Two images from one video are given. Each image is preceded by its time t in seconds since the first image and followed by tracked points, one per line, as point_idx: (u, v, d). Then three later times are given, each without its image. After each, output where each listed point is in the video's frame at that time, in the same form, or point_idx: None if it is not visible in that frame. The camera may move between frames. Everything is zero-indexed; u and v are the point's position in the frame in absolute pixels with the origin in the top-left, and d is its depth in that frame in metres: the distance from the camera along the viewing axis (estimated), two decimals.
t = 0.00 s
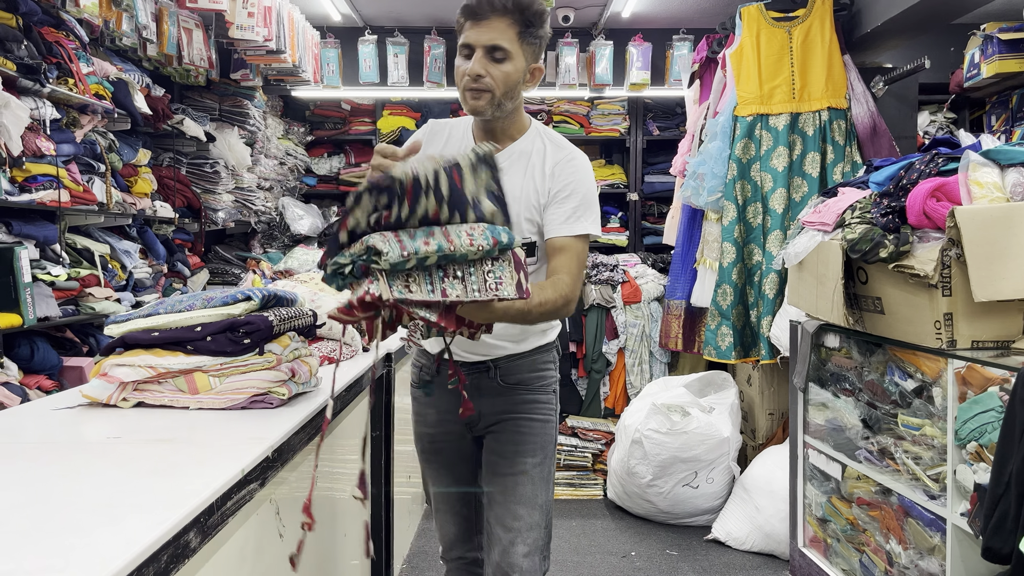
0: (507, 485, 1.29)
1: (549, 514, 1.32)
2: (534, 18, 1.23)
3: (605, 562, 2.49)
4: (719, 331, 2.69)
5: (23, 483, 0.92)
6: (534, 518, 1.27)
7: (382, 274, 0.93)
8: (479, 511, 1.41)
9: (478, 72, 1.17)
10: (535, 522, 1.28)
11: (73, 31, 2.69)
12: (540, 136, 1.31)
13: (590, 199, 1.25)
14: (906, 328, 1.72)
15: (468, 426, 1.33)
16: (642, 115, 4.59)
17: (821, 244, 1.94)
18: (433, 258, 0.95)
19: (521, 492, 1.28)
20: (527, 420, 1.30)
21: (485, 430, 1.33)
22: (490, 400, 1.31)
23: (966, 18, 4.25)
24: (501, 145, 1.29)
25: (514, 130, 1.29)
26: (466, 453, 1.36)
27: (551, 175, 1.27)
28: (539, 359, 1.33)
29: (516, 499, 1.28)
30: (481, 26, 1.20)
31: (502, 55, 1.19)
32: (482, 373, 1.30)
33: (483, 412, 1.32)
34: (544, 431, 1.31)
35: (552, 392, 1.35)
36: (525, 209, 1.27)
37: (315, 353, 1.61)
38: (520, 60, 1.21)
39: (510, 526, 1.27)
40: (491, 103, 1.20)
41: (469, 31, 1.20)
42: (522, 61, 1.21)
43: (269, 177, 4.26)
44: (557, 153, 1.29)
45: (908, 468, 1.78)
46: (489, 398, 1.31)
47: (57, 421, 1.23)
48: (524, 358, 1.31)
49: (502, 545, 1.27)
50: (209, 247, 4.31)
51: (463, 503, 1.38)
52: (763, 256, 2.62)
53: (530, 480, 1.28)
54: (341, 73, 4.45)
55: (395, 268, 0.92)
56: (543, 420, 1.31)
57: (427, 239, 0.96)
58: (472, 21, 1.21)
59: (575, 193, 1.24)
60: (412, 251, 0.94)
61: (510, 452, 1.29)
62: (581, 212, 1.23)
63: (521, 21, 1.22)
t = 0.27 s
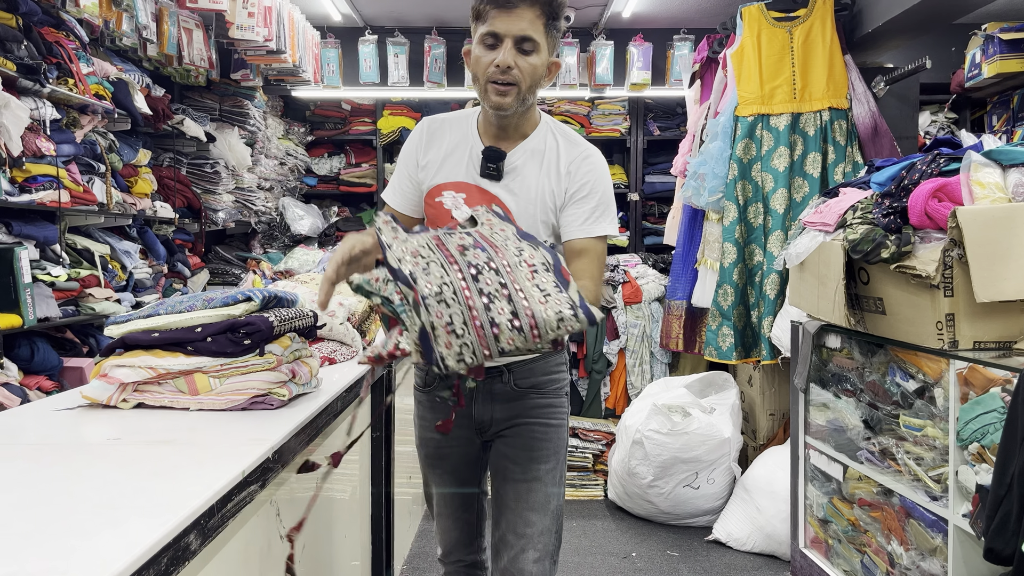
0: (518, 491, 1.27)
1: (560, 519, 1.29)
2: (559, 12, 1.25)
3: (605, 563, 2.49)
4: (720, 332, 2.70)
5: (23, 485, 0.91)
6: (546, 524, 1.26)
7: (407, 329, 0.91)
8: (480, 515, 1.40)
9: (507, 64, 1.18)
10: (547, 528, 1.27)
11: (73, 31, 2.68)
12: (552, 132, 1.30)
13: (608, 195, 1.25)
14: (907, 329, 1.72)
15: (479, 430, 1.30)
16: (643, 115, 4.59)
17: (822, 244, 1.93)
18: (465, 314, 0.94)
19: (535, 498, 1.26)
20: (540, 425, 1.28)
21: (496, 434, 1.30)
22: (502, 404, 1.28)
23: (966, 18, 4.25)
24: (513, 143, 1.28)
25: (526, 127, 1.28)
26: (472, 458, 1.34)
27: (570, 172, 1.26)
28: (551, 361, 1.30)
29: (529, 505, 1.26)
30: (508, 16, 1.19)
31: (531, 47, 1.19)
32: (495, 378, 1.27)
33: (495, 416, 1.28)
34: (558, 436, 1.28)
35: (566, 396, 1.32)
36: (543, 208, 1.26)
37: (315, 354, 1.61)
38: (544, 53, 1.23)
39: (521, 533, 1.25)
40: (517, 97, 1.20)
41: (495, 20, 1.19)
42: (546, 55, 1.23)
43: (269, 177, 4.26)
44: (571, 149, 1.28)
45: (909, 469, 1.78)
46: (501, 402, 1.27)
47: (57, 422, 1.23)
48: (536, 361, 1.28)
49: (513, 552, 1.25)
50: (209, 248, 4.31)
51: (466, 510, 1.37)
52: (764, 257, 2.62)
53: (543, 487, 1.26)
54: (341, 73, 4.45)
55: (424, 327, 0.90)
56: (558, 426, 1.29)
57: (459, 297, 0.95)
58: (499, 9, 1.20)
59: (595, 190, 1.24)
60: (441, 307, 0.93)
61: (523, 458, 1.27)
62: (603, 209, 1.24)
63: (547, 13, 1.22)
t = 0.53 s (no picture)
0: (525, 495, 1.27)
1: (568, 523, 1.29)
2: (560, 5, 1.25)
3: (606, 564, 2.48)
4: (720, 332, 2.69)
5: (21, 486, 0.91)
6: (553, 528, 1.25)
7: (467, 295, 0.82)
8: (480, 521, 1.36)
9: (514, 54, 1.16)
10: (556, 532, 1.26)
11: (73, 31, 2.68)
12: (554, 123, 1.29)
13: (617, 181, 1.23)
14: (908, 329, 1.72)
15: (485, 434, 1.27)
16: (643, 115, 4.58)
17: (823, 245, 1.93)
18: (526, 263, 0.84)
19: (542, 503, 1.26)
20: (548, 429, 1.27)
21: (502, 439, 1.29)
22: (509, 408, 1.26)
23: (967, 18, 4.24)
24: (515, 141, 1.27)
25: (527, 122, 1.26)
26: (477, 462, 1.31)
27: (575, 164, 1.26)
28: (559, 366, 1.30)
29: (536, 510, 1.26)
30: (510, 6, 1.18)
31: (536, 36, 1.19)
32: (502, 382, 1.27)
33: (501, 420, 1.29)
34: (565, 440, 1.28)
35: (573, 400, 1.32)
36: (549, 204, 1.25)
37: (315, 355, 1.60)
38: (548, 43, 1.22)
39: (529, 537, 1.25)
40: (523, 88, 1.18)
41: (498, 10, 1.18)
42: (550, 46, 1.22)
43: (269, 177, 4.26)
44: (574, 140, 1.28)
45: (911, 470, 1.77)
46: (511, 406, 1.26)
47: (56, 423, 1.22)
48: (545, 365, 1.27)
49: (520, 555, 1.25)
50: (209, 248, 4.30)
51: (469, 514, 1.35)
52: (764, 257, 2.61)
53: (551, 491, 1.26)
54: (341, 73, 4.44)
55: (481, 275, 0.79)
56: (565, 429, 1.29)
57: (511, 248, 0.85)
58: None
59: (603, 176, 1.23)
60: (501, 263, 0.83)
61: (531, 462, 1.27)
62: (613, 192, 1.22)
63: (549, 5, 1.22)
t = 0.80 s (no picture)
0: (531, 495, 1.25)
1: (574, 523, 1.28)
2: None
3: (606, 564, 2.48)
4: (721, 332, 2.69)
5: (20, 485, 0.91)
6: (559, 529, 1.24)
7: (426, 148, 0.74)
8: (481, 519, 1.39)
9: (519, 50, 1.06)
10: (561, 534, 1.25)
11: (73, 31, 2.68)
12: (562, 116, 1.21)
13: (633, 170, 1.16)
14: (909, 329, 1.71)
15: (491, 433, 1.29)
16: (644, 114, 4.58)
17: (824, 244, 1.92)
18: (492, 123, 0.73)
19: (550, 504, 1.24)
20: (555, 429, 1.25)
21: (509, 437, 1.28)
22: (517, 408, 1.26)
23: (969, 17, 4.23)
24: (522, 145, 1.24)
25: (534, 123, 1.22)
26: (481, 461, 1.33)
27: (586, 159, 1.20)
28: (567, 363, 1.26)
29: (543, 511, 1.24)
30: None
31: (542, 31, 1.09)
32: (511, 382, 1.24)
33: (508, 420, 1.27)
34: (573, 441, 1.27)
35: (581, 399, 1.29)
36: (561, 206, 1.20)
37: (316, 355, 1.60)
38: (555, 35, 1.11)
39: (535, 538, 1.23)
40: (530, 87, 1.09)
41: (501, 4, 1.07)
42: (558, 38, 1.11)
43: (269, 177, 4.26)
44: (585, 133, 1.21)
45: (912, 470, 1.77)
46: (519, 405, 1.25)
47: (55, 422, 1.22)
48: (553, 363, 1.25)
49: (525, 556, 1.24)
50: (209, 248, 4.30)
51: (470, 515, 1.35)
52: (765, 257, 2.61)
53: (558, 492, 1.24)
54: (341, 72, 4.44)
55: (435, 115, 0.72)
56: (573, 430, 1.27)
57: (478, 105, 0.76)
58: None
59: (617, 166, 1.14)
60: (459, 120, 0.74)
61: (538, 464, 1.25)
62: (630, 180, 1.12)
63: None
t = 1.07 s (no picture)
0: (540, 501, 1.25)
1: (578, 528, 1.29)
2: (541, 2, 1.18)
3: (606, 565, 2.48)
4: (721, 333, 2.69)
5: (19, 487, 0.91)
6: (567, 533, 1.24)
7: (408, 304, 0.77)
8: (485, 523, 1.38)
9: (497, 71, 1.11)
10: (569, 538, 1.26)
11: (73, 32, 2.68)
12: (550, 124, 1.27)
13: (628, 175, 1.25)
14: (909, 330, 1.71)
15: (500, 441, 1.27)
16: (644, 115, 4.58)
17: (823, 245, 1.93)
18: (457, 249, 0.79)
19: (559, 509, 1.24)
20: (565, 435, 1.25)
21: (518, 444, 1.27)
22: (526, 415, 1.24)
23: (969, 18, 4.23)
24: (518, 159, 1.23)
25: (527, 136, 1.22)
26: (487, 467, 1.33)
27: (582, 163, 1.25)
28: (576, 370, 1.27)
29: (551, 516, 1.24)
30: (490, 17, 1.12)
31: (519, 48, 1.13)
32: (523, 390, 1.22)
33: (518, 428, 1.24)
34: (580, 445, 1.27)
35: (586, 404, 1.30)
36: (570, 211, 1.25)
37: (315, 356, 1.60)
38: (534, 50, 1.15)
39: (543, 543, 1.24)
40: (512, 104, 1.13)
41: (476, 24, 1.13)
42: (536, 53, 1.16)
43: (270, 177, 4.26)
44: (575, 138, 1.27)
45: (911, 471, 1.77)
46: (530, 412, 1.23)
47: (55, 424, 1.22)
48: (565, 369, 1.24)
49: (533, 562, 1.24)
50: (209, 248, 4.30)
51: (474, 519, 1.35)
52: (765, 258, 2.61)
53: (567, 497, 1.25)
54: (341, 73, 4.44)
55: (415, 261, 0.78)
56: (580, 435, 1.27)
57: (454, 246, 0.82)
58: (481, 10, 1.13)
59: (613, 174, 1.24)
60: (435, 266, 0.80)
61: (547, 469, 1.25)
62: (629, 186, 1.23)
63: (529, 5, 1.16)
